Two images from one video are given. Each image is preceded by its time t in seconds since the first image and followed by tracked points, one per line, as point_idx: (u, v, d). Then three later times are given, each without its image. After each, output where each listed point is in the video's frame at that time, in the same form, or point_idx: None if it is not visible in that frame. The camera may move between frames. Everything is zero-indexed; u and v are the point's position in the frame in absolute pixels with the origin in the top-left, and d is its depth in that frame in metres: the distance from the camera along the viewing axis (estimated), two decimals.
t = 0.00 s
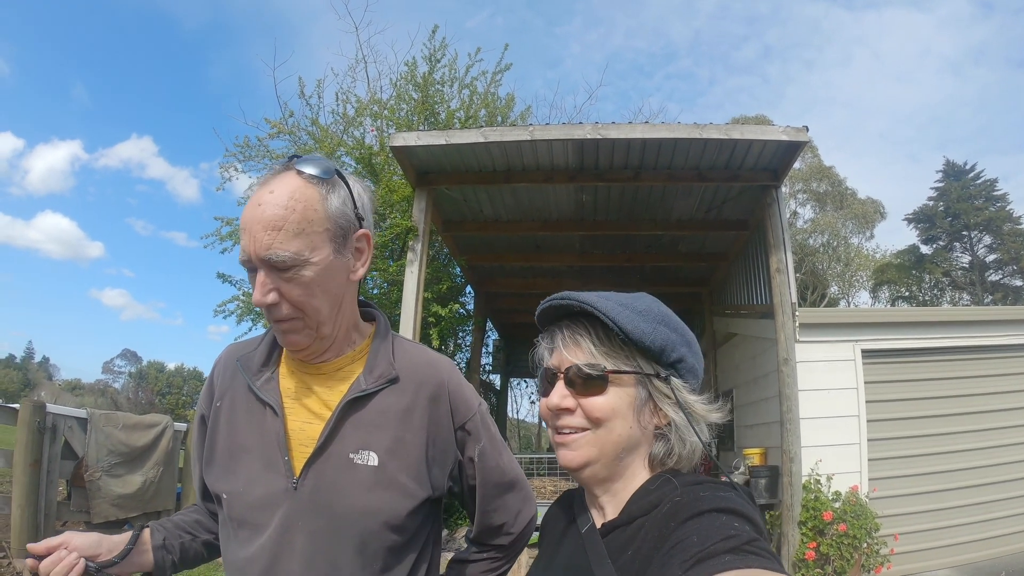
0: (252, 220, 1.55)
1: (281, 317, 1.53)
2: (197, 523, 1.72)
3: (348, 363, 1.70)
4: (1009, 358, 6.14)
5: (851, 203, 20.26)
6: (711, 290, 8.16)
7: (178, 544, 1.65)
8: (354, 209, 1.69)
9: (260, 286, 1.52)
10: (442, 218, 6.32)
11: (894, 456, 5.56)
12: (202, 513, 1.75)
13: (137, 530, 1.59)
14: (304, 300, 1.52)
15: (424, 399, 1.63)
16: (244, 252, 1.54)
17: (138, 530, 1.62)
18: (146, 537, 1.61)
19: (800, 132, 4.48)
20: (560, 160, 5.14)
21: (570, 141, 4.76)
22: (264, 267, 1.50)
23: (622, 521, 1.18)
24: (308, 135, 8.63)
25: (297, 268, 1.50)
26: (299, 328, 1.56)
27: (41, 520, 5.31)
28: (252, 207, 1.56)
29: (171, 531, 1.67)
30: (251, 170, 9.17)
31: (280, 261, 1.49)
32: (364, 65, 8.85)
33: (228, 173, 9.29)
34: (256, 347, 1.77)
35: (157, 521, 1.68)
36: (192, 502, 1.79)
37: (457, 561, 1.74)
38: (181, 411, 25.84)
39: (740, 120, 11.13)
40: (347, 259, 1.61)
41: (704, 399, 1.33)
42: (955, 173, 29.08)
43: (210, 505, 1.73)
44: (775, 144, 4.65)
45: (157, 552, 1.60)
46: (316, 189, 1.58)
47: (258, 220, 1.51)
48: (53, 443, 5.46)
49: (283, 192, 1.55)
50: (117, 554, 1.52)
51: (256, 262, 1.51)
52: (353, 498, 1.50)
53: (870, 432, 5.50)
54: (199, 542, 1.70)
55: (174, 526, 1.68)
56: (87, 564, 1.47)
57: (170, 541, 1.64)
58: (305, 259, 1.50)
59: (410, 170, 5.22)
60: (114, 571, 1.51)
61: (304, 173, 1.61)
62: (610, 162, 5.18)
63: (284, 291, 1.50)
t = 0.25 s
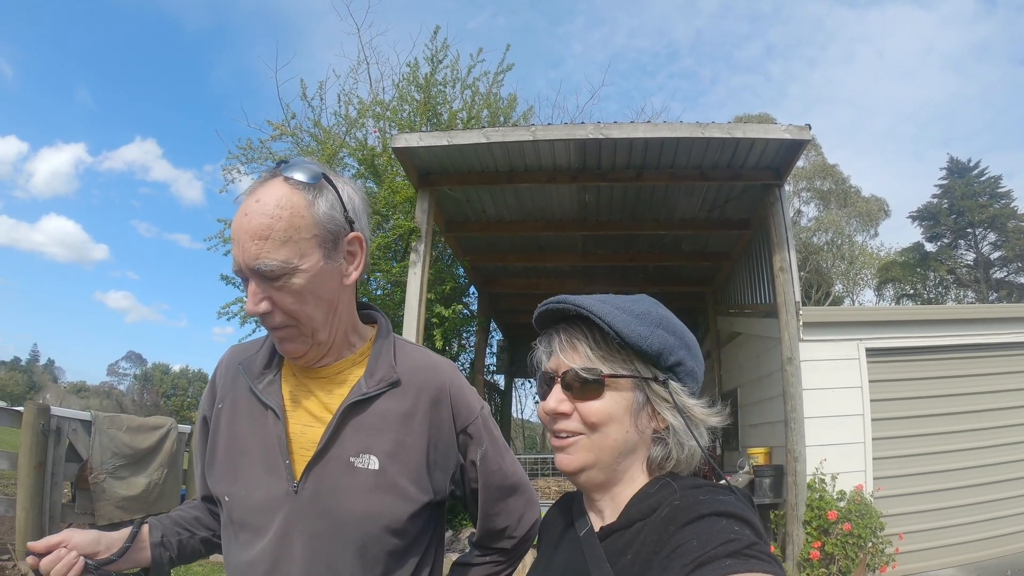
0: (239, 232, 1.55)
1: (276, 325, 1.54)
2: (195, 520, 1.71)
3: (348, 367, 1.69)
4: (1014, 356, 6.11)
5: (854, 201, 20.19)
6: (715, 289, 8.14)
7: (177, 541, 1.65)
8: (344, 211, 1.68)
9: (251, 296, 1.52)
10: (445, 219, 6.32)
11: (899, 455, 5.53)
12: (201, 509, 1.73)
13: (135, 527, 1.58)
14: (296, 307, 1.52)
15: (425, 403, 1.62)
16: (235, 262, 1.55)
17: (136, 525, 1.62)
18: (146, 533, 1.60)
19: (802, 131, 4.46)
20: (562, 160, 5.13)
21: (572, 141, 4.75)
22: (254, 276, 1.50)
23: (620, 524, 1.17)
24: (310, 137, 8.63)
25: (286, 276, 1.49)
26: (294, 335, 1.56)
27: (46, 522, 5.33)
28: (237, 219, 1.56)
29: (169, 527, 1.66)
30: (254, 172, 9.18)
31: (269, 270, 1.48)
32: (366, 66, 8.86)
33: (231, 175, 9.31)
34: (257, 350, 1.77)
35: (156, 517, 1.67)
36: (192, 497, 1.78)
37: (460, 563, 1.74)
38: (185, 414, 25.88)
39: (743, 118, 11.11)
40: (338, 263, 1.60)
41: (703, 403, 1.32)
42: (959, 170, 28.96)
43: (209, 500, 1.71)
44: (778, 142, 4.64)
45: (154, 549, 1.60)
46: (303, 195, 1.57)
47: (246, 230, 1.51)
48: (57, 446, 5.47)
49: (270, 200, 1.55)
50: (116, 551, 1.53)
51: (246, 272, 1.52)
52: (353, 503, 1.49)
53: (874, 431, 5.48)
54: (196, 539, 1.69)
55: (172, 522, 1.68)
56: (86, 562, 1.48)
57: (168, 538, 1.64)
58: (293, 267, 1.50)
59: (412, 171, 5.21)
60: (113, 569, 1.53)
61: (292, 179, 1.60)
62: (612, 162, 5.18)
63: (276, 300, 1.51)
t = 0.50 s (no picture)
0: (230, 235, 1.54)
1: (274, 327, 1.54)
2: (195, 513, 1.71)
3: (349, 365, 1.69)
4: (1016, 354, 6.10)
5: (856, 200, 20.16)
6: (716, 288, 8.14)
7: (178, 536, 1.66)
8: (338, 209, 1.68)
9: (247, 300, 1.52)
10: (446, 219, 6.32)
11: (901, 454, 5.53)
12: (201, 502, 1.74)
13: (137, 525, 1.58)
14: (294, 309, 1.52)
15: (425, 401, 1.63)
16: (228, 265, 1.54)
17: (137, 521, 1.62)
18: (147, 530, 1.60)
19: (803, 129, 4.45)
20: (563, 159, 5.13)
21: (573, 141, 4.75)
22: (250, 279, 1.49)
23: (618, 521, 1.18)
24: (311, 137, 8.64)
25: (283, 277, 1.49)
26: (293, 337, 1.56)
27: (49, 523, 5.35)
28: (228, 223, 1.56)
29: (169, 522, 1.66)
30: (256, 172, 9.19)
31: (266, 272, 1.48)
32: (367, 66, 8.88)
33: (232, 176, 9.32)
34: (256, 350, 1.77)
35: (157, 512, 1.67)
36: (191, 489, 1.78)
37: (463, 560, 1.75)
38: (187, 415, 25.90)
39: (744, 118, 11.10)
40: (334, 262, 1.60)
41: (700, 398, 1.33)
42: (961, 168, 28.92)
43: (207, 493, 1.71)
44: (778, 141, 4.64)
45: (155, 545, 1.60)
46: (296, 195, 1.57)
47: (240, 232, 1.50)
48: (59, 446, 5.48)
49: (263, 201, 1.54)
50: (119, 550, 1.54)
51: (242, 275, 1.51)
52: (354, 502, 1.50)
53: (876, 429, 5.47)
54: (197, 532, 1.70)
55: (172, 517, 1.68)
56: (92, 563, 1.48)
57: (168, 533, 1.64)
58: (290, 268, 1.50)
59: (413, 171, 5.22)
60: (118, 567, 1.53)
61: (284, 178, 1.60)
62: (612, 161, 5.17)
63: (273, 302, 1.50)
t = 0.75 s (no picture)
0: (258, 216, 1.54)
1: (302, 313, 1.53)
2: (199, 519, 1.71)
3: (353, 364, 1.69)
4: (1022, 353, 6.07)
5: (861, 198, 20.09)
6: (720, 287, 8.12)
7: (182, 541, 1.67)
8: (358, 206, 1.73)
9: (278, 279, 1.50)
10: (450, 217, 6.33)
11: (905, 453, 5.51)
12: (205, 507, 1.74)
13: (141, 531, 1.59)
14: (322, 293, 1.53)
15: (429, 398, 1.63)
16: (257, 245, 1.53)
17: (142, 527, 1.63)
18: (151, 536, 1.61)
19: (807, 128, 4.44)
20: (566, 158, 5.13)
21: (576, 139, 4.75)
22: (286, 259, 1.50)
23: (617, 520, 1.18)
24: (315, 137, 8.65)
25: (320, 259, 1.52)
26: (314, 324, 1.54)
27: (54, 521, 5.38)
28: (258, 205, 1.56)
29: (173, 528, 1.66)
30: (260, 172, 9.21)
31: (303, 253, 1.50)
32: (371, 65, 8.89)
33: (236, 175, 9.34)
34: (258, 350, 1.77)
35: (161, 518, 1.68)
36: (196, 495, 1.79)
37: (468, 557, 1.76)
38: (192, 414, 25.97)
39: (749, 116, 11.08)
40: (358, 252, 1.65)
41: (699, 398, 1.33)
42: (966, 166, 28.80)
43: (211, 497, 1.72)
44: (782, 139, 4.63)
45: (160, 550, 1.61)
46: (329, 183, 1.60)
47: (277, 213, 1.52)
48: (64, 445, 5.51)
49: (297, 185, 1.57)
50: (123, 555, 1.54)
51: (274, 252, 1.51)
52: (361, 501, 1.50)
53: (880, 428, 5.46)
54: (201, 538, 1.70)
55: (176, 522, 1.69)
56: (96, 567, 1.49)
57: (173, 539, 1.65)
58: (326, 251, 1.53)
59: (417, 170, 5.23)
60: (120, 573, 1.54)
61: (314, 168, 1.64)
62: (616, 160, 5.17)
63: (306, 285, 1.51)
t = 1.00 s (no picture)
0: (300, 200, 1.61)
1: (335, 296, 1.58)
2: (208, 529, 1.71)
3: (358, 361, 1.69)
4: None
5: (862, 197, 20.05)
6: (723, 286, 8.12)
7: (191, 553, 1.66)
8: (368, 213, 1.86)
9: (321, 259, 1.57)
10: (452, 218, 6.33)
11: (909, 452, 5.50)
12: (214, 518, 1.74)
13: (150, 543, 1.59)
14: (356, 279, 1.61)
15: (436, 391, 1.63)
16: (299, 225, 1.58)
17: (152, 539, 1.63)
18: (161, 547, 1.62)
19: (809, 127, 4.44)
20: (568, 158, 5.12)
21: (578, 140, 4.75)
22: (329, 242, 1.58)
23: (622, 518, 1.17)
24: (317, 138, 8.66)
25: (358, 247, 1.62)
26: (345, 309, 1.59)
27: (58, 522, 5.39)
28: (296, 191, 1.63)
29: (183, 539, 1.67)
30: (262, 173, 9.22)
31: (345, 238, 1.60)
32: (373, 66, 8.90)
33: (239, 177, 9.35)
34: (262, 352, 1.77)
35: (170, 529, 1.68)
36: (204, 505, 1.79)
37: (473, 552, 1.76)
38: (194, 415, 25.99)
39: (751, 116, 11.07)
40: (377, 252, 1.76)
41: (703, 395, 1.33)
42: (968, 165, 28.75)
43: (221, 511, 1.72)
44: (784, 138, 4.62)
45: (170, 561, 1.62)
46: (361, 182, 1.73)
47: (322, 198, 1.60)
48: (67, 446, 5.52)
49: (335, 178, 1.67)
50: (133, 567, 1.54)
51: (319, 233, 1.58)
52: (373, 495, 1.49)
53: (884, 427, 5.45)
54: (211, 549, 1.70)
55: (185, 533, 1.69)
56: None
57: (182, 550, 1.65)
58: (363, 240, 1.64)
59: (419, 170, 5.23)
60: None
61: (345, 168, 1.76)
62: (618, 160, 5.17)
63: (344, 268, 1.59)
